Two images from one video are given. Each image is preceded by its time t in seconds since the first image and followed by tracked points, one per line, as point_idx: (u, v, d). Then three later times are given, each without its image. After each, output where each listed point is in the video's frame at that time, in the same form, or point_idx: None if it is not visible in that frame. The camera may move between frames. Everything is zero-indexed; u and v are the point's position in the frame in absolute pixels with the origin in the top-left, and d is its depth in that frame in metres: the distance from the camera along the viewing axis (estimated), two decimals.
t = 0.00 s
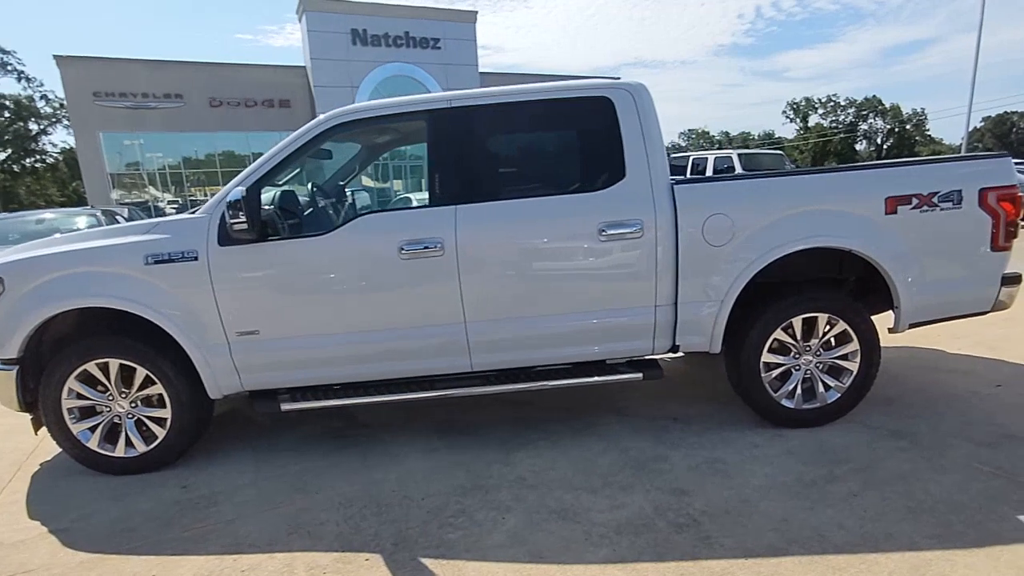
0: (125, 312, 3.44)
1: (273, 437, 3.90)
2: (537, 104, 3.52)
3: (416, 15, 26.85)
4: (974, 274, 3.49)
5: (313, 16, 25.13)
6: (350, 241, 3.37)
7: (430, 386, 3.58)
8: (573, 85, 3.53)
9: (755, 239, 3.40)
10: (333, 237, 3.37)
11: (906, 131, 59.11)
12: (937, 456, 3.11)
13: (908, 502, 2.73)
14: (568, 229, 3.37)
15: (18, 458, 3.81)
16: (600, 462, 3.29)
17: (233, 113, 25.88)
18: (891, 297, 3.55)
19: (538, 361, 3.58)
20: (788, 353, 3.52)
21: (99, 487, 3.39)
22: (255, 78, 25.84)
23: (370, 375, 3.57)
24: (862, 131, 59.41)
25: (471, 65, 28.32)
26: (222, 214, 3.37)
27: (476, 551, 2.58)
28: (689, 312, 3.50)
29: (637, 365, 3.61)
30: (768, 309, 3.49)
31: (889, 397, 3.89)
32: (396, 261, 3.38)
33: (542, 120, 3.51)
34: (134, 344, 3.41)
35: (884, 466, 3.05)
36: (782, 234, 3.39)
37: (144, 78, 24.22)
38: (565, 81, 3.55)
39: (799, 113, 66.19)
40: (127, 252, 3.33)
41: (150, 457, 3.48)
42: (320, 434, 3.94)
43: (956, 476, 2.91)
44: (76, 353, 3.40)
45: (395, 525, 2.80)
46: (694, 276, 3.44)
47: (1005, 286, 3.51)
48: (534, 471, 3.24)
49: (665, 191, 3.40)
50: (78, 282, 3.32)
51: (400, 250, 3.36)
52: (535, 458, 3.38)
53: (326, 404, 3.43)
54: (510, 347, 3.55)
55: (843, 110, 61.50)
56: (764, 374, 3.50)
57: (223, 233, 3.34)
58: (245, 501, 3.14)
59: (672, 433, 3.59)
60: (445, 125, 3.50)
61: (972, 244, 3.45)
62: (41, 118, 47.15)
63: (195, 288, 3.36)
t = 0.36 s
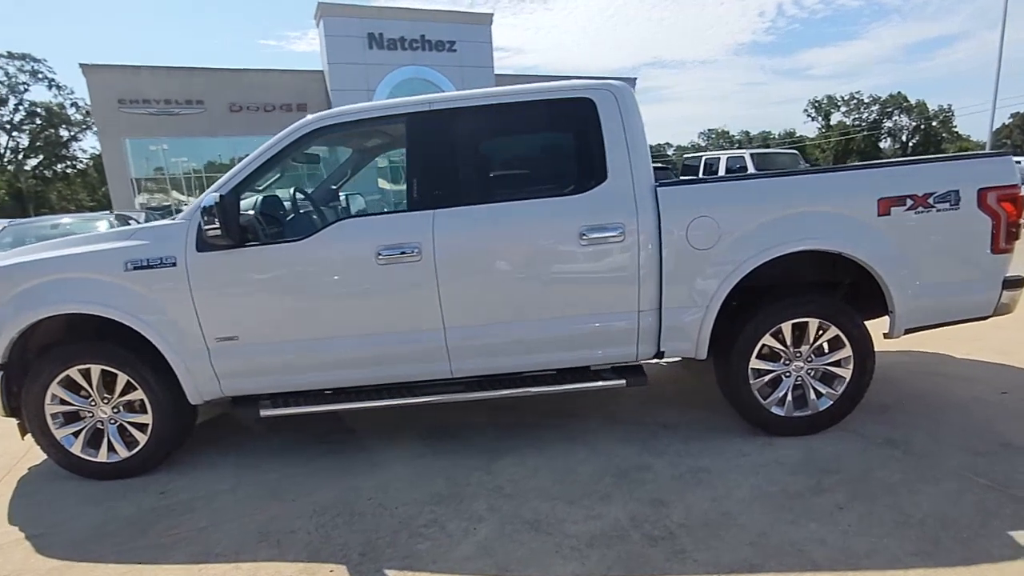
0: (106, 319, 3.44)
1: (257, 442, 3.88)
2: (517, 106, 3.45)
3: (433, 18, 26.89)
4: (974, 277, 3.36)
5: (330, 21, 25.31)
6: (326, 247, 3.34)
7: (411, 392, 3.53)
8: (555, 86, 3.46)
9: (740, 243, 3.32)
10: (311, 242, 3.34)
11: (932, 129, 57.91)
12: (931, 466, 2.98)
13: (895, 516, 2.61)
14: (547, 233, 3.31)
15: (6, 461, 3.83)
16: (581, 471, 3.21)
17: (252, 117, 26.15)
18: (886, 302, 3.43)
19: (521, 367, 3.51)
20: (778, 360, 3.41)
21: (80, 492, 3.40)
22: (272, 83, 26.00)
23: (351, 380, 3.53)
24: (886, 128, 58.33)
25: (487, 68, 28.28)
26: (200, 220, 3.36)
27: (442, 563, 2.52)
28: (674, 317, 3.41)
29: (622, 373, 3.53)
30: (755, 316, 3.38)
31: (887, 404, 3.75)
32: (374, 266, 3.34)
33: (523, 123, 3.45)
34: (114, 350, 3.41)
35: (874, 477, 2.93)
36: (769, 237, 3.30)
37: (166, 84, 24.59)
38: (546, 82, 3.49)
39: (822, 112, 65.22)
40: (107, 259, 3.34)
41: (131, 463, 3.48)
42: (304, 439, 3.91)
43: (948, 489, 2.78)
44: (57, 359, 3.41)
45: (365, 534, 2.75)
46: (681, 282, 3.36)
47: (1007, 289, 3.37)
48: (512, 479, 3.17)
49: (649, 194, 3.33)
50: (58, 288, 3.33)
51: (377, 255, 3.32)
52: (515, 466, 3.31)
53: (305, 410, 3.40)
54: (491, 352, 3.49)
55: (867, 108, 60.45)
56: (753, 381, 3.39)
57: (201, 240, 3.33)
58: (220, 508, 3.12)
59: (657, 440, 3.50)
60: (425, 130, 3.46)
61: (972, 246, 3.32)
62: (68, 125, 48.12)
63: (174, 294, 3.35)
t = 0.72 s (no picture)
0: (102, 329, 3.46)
1: (255, 452, 3.87)
2: (509, 109, 3.37)
3: (459, 22, 26.90)
4: (992, 282, 3.18)
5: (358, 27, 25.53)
6: (316, 255, 3.30)
7: (404, 403, 3.47)
8: (547, 88, 3.38)
9: (739, 248, 3.19)
10: (301, 251, 3.31)
11: (975, 123, 55.93)
12: (943, 484, 2.81)
13: (900, 539, 2.45)
14: (540, 240, 3.22)
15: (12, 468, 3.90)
16: (574, 485, 3.11)
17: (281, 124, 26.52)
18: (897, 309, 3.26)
19: (516, 378, 3.42)
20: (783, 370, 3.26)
21: (77, 501, 3.42)
22: (300, 89, 26.26)
23: (344, 391, 3.49)
24: (925, 123, 56.59)
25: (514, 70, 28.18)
26: (190, 230, 3.36)
27: None
28: (671, 326, 3.30)
29: (620, 384, 3.42)
30: (757, 323, 3.23)
31: (903, 416, 3.56)
32: (364, 275, 3.29)
33: (514, 127, 3.37)
34: (109, 359, 3.43)
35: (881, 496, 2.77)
36: (770, 241, 3.16)
37: (198, 92, 25.10)
38: (539, 84, 3.41)
39: (858, 107, 63.59)
40: (101, 269, 3.35)
41: (127, 472, 3.50)
42: (302, 449, 3.89)
43: (961, 509, 2.61)
44: (54, 369, 3.44)
45: (347, 550, 2.70)
46: (678, 289, 3.24)
47: None
48: (503, 493, 3.09)
49: (645, 198, 3.22)
50: (54, 299, 3.36)
51: (366, 264, 3.27)
52: (508, 480, 3.23)
53: (297, 420, 3.38)
54: (485, 362, 3.41)
55: (905, 102, 58.73)
56: (756, 392, 3.24)
57: (192, 250, 3.32)
58: (209, 519, 3.10)
59: (657, 454, 3.38)
60: (415, 135, 3.41)
61: (990, 250, 3.14)
62: (107, 133, 49.52)
63: (166, 304, 3.35)
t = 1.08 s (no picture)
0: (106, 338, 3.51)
1: (259, 460, 3.88)
2: (503, 112, 3.32)
3: (485, 27, 26.95)
4: (1012, 280, 3.02)
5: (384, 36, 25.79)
6: (312, 263, 3.29)
7: (402, 411, 3.44)
8: (542, 90, 3.32)
9: (740, 250, 3.07)
10: (297, 259, 3.30)
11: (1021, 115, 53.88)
12: (959, 495, 2.65)
13: (908, 555, 2.31)
14: (534, 245, 3.16)
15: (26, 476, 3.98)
16: (571, 496, 3.03)
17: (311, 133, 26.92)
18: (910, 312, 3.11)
19: (514, 385, 3.36)
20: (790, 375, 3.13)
21: (83, 509, 3.47)
22: (328, 99, 26.62)
23: (342, 399, 3.47)
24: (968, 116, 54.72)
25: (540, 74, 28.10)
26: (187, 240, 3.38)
27: None
28: (671, 331, 3.20)
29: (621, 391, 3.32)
30: (760, 328, 3.11)
31: (923, 423, 3.38)
32: (359, 282, 3.26)
33: (509, 131, 3.32)
34: (112, 369, 3.48)
35: (892, 508, 2.63)
36: (772, 243, 3.04)
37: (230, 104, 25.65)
38: (534, 87, 3.35)
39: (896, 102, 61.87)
40: (103, 280, 3.40)
41: (132, 480, 3.54)
42: (305, 457, 3.88)
43: (976, 523, 2.45)
44: (61, 378, 3.50)
45: (335, 560, 2.67)
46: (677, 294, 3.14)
47: None
48: (498, 503, 3.03)
49: (643, 201, 3.15)
50: (60, 310, 3.42)
51: (360, 271, 3.25)
52: (505, 489, 3.16)
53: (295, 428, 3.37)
54: (482, 370, 3.35)
55: (945, 95, 56.92)
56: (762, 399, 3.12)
57: (189, 260, 3.34)
58: (206, 528, 3.11)
59: (660, 463, 3.27)
60: (409, 142, 3.38)
61: (1009, 247, 2.98)
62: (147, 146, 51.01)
63: (165, 313, 3.38)
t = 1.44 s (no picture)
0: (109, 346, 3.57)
1: (261, 468, 3.89)
2: (495, 116, 3.26)
3: (514, 29, 26.91)
4: None
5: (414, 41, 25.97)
6: (305, 272, 3.28)
7: (397, 420, 3.40)
8: (535, 93, 3.25)
9: (739, 255, 2.95)
10: (290, 268, 3.29)
11: None
12: (973, 517, 2.49)
13: None
14: (526, 251, 3.09)
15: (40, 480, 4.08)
16: (564, 510, 2.94)
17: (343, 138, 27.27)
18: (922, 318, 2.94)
19: (509, 395, 3.29)
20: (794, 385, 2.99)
21: (88, 515, 3.53)
22: (360, 104, 26.93)
23: (338, 408, 3.45)
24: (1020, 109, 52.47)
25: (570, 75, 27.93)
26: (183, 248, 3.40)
27: None
28: (668, 338, 3.10)
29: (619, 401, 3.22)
30: (761, 336, 2.98)
31: (942, 437, 3.20)
32: (352, 291, 3.24)
33: (501, 134, 3.26)
34: (115, 376, 3.53)
35: (898, 530, 2.48)
36: (773, 246, 2.91)
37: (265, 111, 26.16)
38: (528, 90, 3.29)
39: (942, 95, 59.73)
40: (106, 289, 3.46)
41: (135, 487, 3.59)
42: (306, 465, 3.88)
43: (988, 548, 2.29)
44: (67, 385, 3.57)
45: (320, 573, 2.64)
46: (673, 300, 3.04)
47: None
48: (490, 516, 2.96)
49: (638, 205, 3.05)
50: (65, 318, 3.49)
51: (352, 279, 3.22)
52: (498, 502, 3.09)
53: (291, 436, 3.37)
54: (477, 379, 3.28)
55: (995, 87, 54.71)
56: (764, 410, 2.99)
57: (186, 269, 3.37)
58: (201, 537, 3.12)
59: (659, 476, 3.16)
60: (402, 147, 3.35)
61: None
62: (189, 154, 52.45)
63: (164, 321, 3.41)
